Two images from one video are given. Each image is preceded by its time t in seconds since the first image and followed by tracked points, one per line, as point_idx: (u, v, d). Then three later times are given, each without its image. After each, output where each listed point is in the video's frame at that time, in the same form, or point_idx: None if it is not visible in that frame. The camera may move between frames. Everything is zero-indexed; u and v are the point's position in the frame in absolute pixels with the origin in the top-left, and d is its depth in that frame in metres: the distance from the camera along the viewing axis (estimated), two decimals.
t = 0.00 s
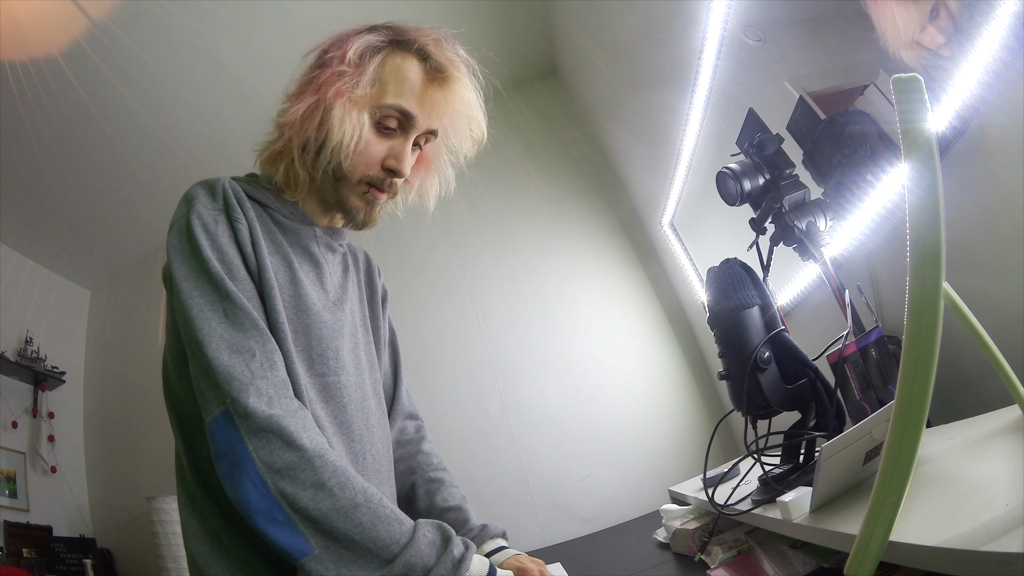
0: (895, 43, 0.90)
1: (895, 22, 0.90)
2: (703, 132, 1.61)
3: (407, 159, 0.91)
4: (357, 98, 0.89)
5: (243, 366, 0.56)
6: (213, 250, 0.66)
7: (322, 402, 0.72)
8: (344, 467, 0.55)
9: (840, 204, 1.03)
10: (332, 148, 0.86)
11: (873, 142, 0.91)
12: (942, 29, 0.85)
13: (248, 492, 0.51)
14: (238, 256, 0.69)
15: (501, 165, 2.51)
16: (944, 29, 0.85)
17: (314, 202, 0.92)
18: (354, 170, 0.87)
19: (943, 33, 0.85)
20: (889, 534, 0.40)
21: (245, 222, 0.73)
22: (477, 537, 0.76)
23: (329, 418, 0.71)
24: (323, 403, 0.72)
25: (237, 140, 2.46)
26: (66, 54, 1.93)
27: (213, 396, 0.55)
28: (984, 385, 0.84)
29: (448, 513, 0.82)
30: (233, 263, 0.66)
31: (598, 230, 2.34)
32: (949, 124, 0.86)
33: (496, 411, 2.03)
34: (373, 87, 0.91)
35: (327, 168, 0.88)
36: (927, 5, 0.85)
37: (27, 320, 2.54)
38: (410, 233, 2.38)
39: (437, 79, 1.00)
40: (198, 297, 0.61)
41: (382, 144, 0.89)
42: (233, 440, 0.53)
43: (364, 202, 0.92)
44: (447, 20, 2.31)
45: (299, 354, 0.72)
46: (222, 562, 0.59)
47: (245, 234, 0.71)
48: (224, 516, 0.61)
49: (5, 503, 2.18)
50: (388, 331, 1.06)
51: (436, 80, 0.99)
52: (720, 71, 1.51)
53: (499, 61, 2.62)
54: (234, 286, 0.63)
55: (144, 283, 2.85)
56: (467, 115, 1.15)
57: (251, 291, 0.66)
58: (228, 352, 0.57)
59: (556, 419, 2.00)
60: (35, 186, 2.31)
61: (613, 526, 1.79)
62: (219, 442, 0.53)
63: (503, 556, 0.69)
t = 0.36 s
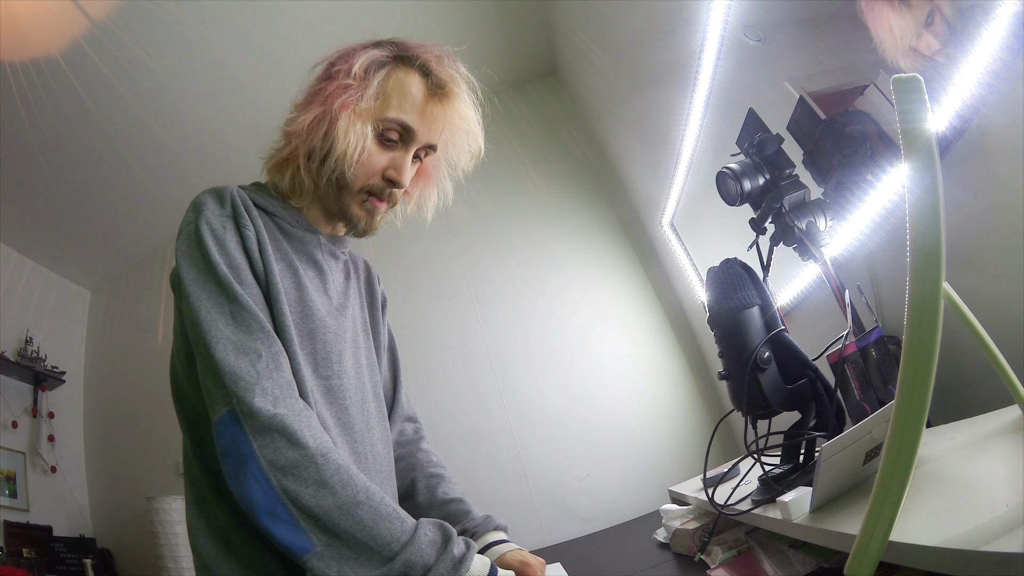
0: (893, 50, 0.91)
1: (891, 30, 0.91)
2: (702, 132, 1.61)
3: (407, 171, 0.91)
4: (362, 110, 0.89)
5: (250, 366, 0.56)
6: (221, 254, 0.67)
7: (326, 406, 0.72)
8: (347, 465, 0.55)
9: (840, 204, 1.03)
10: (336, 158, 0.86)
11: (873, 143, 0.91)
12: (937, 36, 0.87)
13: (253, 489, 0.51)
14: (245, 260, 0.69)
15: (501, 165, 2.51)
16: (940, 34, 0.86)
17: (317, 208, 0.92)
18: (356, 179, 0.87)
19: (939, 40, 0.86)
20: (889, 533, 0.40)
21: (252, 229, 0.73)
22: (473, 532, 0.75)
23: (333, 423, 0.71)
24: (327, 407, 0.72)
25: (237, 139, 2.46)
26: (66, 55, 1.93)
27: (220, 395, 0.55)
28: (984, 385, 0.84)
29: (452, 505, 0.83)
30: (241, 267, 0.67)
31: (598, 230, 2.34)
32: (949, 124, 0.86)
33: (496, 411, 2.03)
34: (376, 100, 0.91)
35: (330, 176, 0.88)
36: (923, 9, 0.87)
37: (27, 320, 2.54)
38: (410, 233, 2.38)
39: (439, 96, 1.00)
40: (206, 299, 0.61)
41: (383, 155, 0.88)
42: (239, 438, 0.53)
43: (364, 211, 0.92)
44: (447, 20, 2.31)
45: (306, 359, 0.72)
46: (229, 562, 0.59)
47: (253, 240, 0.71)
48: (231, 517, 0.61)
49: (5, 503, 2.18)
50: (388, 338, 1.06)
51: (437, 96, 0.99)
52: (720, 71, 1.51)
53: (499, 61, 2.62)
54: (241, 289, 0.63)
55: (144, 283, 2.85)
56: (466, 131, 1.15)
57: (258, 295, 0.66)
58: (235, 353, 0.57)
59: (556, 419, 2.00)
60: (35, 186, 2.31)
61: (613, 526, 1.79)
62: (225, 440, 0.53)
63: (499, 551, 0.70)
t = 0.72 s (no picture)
0: (890, 56, 0.92)
1: (889, 36, 0.92)
2: (702, 133, 1.61)
3: (412, 178, 0.91)
4: (366, 120, 0.90)
5: (258, 368, 0.56)
6: (230, 260, 0.66)
7: (334, 410, 0.72)
8: (350, 465, 0.55)
9: (840, 204, 1.03)
10: (341, 166, 0.87)
11: (873, 143, 0.91)
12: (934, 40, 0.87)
13: (258, 487, 0.51)
14: (253, 265, 0.69)
15: (501, 165, 2.51)
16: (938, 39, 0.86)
17: (324, 216, 0.92)
18: (360, 187, 0.87)
19: (936, 44, 0.87)
20: (889, 534, 0.40)
21: (262, 236, 0.73)
22: (479, 528, 0.76)
23: (342, 427, 0.72)
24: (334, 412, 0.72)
25: (237, 139, 2.46)
26: (66, 55, 1.92)
27: (228, 396, 0.56)
28: (984, 385, 0.84)
29: (456, 504, 0.84)
30: (249, 272, 0.67)
31: (598, 230, 2.34)
32: (949, 124, 0.86)
33: (496, 411, 2.03)
34: (380, 110, 0.92)
35: (335, 184, 0.88)
36: (921, 15, 0.87)
37: (27, 320, 2.54)
38: (410, 233, 2.38)
39: (442, 104, 1.01)
40: (216, 303, 0.61)
41: (388, 163, 0.89)
42: (246, 437, 0.53)
43: (368, 218, 0.91)
44: (447, 20, 2.31)
45: (314, 363, 0.72)
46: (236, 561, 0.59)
47: (261, 247, 0.71)
48: (240, 518, 0.61)
49: (5, 503, 2.18)
50: (394, 342, 1.05)
51: (440, 104, 0.99)
52: (720, 71, 1.51)
53: (499, 61, 2.62)
54: (250, 294, 0.64)
55: (143, 283, 2.85)
56: (468, 140, 1.15)
57: (267, 300, 0.66)
58: (243, 355, 0.57)
59: (556, 419, 2.00)
60: (34, 186, 2.31)
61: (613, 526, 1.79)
62: (232, 439, 0.53)
63: (503, 549, 0.70)
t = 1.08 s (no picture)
0: (883, 63, 0.94)
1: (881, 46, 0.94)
2: (703, 132, 1.61)
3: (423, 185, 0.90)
4: (380, 128, 0.91)
5: (250, 379, 0.56)
6: (236, 270, 0.67)
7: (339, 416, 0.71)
8: (332, 470, 0.52)
9: (840, 204, 1.03)
10: (355, 171, 0.87)
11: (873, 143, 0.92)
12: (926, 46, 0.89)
13: (250, 494, 0.51)
14: (258, 273, 0.69)
15: (500, 165, 2.51)
16: (929, 45, 0.88)
17: (336, 219, 0.92)
18: (374, 192, 0.87)
19: (929, 50, 0.89)
20: (889, 534, 0.40)
21: (271, 246, 0.73)
22: (483, 533, 0.76)
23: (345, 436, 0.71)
24: (340, 419, 0.71)
25: (237, 139, 2.46)
26: (67, 55, 1.92)
27: (224, 406, 0.56)
28: (984, 385, 0.85)
29: (459, 506, 0.84)
30: (253, 281, 0.67)
31: (598, 230, 2.34)
32: (949, 124, 0.86)
33: (496, 411, 2.03)
34: (393, 118, 0.92)
35: (350, 189, 0.88)
36: (910, 23, 0.90)
37: (27, 320, 2.54)
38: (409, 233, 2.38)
39: (451, 115, 1.01)
40: (218, 314, 0.62)
41: (399, 168, 0.88)
42: (238, 446, 0.53)
43: (381, 221, 0.91)
44: (448, 20, 2.31)
45: (320, 368, 0.72)
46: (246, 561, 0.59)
47: (270, 257, 0.71)
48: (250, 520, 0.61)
49: (5, 503, 2.17)
50: (403, 344, 1.04)
51: (450, 115, 1.00)
52: (720, 71, 1.51)
53: (499, 61, 2.62)
54: (251, 304, 0.64)
55: (143, 283, 2.85)
56: (474, 147, 1.15)
57: (270, 310, 0.66)
58: (238, 367, 0.57)
59: (557, 418, 2.00)
60: (35, 186, 2.31)
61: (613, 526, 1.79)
62: (228, 448, 0.54)
63: (507, 554, 0.69)
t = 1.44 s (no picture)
0: (873, 61, 0.96)
1: (869, 44, 0.97)
2: (703, 132, 1.61)
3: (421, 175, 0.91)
4: (379, 124, 0.92)
5: (231, 371, 0.57)
6: (235, 266, 0.67)
7: (339, 410, 0.70)
8: (300, 450, 0.52)
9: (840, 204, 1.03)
10: (355, 164, 0.88)
11: (873, 143, 0.92)
12: (913, 42, 0.91)
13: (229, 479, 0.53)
14: (255, 267, 0.69)
15: (500, 165, 2.51)
16: (915, 41, 0.90)
17: (342, 216, 0.92)
18: (374, 184, 0.87)
19: (915, 46, 0.91)
20: (889, 534, 0.40)
21: (272, 244, 0.73)
22: (477, 514, 0.77)
23: (345, 431, 0.70)
24: (339, 414, 0.70)
25: (237, 139, 2.46)
26: (66, 55, 1.92)
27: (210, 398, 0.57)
28: (984, 385, 0.85)
29: (456, 494, 0.84)
30: (248, 275, 0.67)
31: (598, 230, 2.34)
32: (949, 124, 0.86)
33: (496, 411, 2.03)
34: (389, 114, 0.94)
35: (352, 182, 0.88)
36: (895, 19, 0.92)
37: (26, 320, 2.54)
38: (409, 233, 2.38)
39: (446, 111, 1.03)
40: (211, 311, 0.63)
41: (397, 161, 0.89)
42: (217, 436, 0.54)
43: (382, 213, 0.90)
44: (448, 20, 2.31)
45: (323, 361, 0.71)
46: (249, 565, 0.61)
47: (270, 254, 0.71)
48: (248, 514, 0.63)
49: (6, 503, 2.17)
50: (410, 348, 1.03)
51: (444, 112, 1.01)
52: (720, 71, 1.51)
53: (500, 62, 2.62)
54: (243, 298, 0.64)
55: (143, 283, 2.85)
56: (468, 140, 1.15)
57: (263, 307, 0.66)
58: (222, 360, 0.58)
59: (557, 418, 2.00)
60: (35, 186, 2.31)
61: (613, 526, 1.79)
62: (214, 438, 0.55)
63: (502, 534, 0.70)
